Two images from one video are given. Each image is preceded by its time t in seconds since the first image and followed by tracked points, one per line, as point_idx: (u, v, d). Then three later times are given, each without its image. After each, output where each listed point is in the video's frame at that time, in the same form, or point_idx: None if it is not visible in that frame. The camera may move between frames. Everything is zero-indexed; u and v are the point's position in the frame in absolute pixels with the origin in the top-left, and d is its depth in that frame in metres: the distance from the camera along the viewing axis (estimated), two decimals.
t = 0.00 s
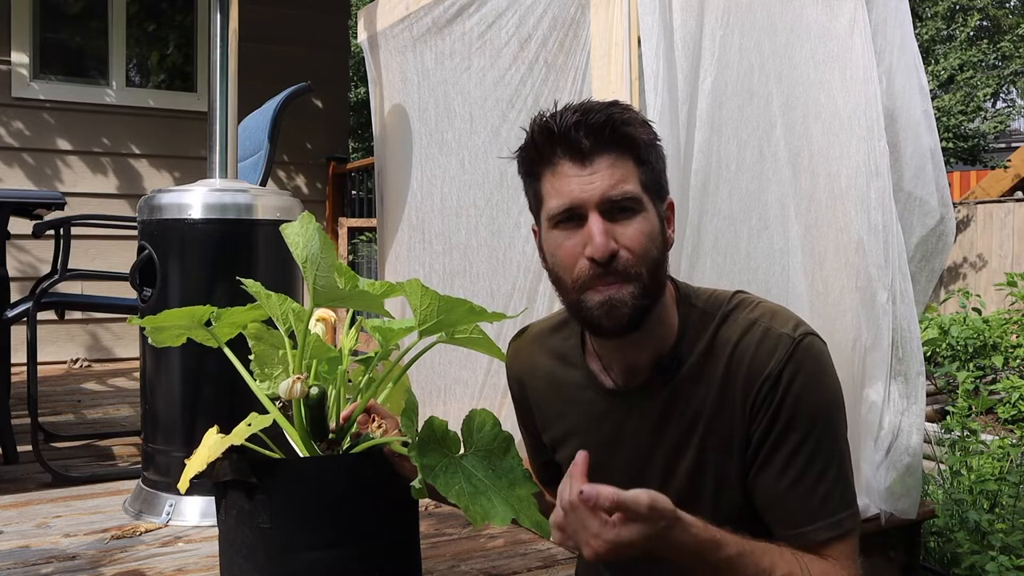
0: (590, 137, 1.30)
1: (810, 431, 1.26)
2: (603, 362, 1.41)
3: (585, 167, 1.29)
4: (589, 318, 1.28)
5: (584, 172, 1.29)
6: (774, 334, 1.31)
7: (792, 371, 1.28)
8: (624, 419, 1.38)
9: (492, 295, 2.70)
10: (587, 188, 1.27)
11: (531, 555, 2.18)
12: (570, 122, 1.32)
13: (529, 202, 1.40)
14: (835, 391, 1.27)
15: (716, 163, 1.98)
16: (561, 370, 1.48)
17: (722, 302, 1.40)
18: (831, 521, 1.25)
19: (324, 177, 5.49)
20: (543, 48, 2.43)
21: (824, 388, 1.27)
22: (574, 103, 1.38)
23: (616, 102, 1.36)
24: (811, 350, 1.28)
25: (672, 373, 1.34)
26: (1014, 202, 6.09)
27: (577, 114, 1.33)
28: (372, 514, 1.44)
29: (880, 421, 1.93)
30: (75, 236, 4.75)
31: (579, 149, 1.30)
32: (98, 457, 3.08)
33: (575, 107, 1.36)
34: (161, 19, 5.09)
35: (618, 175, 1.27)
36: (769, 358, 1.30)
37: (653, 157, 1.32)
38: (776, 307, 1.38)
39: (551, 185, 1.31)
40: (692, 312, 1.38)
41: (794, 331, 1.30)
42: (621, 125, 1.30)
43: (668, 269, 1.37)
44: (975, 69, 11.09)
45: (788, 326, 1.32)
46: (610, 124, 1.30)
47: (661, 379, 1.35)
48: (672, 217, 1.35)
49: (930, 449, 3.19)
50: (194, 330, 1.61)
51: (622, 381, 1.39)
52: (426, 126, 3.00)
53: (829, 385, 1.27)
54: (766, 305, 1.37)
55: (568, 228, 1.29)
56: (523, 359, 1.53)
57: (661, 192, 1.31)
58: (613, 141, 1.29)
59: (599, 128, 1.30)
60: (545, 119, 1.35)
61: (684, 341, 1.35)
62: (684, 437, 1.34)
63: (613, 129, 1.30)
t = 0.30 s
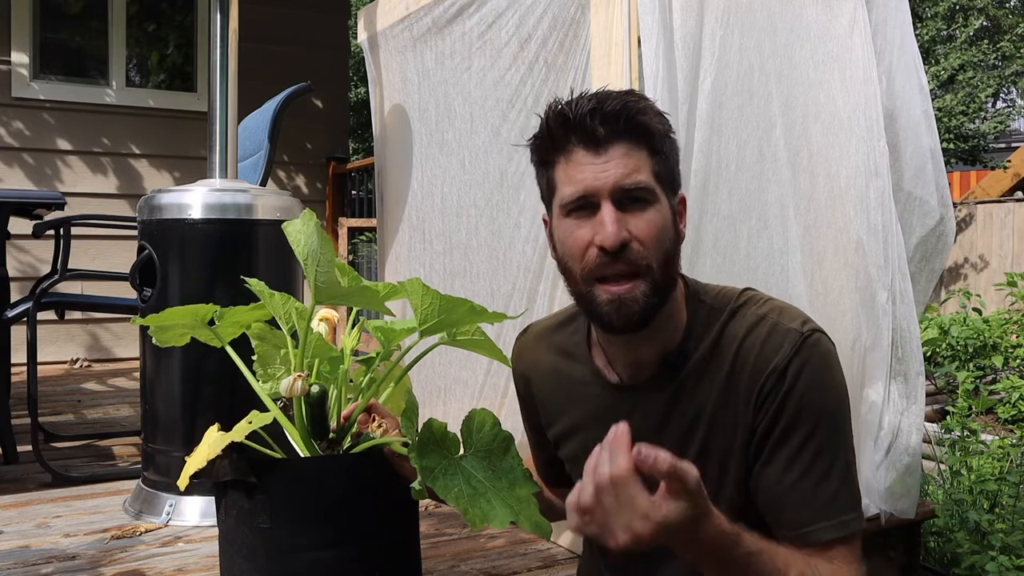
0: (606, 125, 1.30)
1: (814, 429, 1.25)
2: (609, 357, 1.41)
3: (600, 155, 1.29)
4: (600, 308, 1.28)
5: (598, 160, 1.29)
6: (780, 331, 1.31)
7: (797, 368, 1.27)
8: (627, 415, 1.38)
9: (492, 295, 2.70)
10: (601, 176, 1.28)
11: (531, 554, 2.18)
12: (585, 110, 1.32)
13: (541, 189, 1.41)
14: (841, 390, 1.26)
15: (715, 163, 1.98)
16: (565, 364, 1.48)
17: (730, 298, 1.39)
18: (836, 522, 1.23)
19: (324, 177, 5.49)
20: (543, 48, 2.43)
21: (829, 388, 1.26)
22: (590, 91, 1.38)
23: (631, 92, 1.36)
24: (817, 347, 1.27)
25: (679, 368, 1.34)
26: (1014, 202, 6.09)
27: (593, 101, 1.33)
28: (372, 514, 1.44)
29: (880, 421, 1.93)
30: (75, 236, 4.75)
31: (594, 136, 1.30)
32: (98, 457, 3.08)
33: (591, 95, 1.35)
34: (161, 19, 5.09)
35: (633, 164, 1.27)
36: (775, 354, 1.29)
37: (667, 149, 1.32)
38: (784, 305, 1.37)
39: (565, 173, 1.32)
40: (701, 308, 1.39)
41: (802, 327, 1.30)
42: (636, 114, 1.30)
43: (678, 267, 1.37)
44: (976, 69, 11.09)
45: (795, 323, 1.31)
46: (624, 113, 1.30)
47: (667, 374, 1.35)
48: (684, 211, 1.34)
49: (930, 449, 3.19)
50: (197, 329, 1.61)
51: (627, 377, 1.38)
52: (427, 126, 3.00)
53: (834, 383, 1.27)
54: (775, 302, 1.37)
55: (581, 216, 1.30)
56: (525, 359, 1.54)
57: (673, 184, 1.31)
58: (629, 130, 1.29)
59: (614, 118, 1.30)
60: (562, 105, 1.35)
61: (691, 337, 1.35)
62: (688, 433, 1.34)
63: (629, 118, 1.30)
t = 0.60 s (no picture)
0: (594, 144, 1.29)
1: (818, 442, 1.27)
2: (606, 368, 1.40)
3: (589, 175, 1.29)
4: (592, 325, 1.29)
5: (587, 180, 1.29)
6: (782, 341, 1.31)
7: (800, 380, 1.27)
8: (627, 422, 1.38)
9: (493, 296, 2.70)
10: (591, 197, 1.27)
11: (531, 554, 2.18)
12: (573, 128, 1.32)
13: (531, 203, 1.40)
14: (843, 402, 1.28)
15: (715, 162, 1.98)
16: (561, 372, 1.48)
17: (728, 306, 1.39)
18: (842, 532, 1.26)
19: (324, 177, 5.49)
20: (543, 48, 2.43)
21: (832, 399, 1.27)
22: (579, 105, 1.37)
23: (620, 105, 1.35)
24: (818, 359, 1.28)
25: (676, 378, 1.34)
26: (1014, 202, 6.09)
27: (581, 118, 1.32)
28: (372, 514, 1.44)
29: (879, 421, 1.93)
30: (75, 236, 4.75)
31: (583, 155, 1.29)
32: (98, 457, 3.08)
33: (579, 110, 1.35)
34: (161, 19, 5.09)
35: (623, 183, 1.27)
36: (777, 366, 1.29)
37: (659, 160, 1.31)
38: (782, 313, 1.37)
39: (555, 193, 1.31)
40: (697, 317, 1.39)
41: (802, 338, 1.30)
42: (625, 131, 1.30)
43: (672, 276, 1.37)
44: (976, 69, 11.09)
45: (796, 333, 1.31)
46: (613, 130, 1.30)
47: (664, 384, 1.35)
48: (677, 220, 1.34)
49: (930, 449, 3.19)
50: (196, 329, 1.61)
51: (625, 386, 1.38)
52: (427, 126, 3.00)
53: (837, 395, 1.28)
54: (773, 310, 1.37)
55: (570, 237, 1.29)
56: (525, 359, 1.54)
57: (665, 196, 1.31)
58: (617, 148, 1.29)
59: (602, 137, 1.29)
60: (548, 123, 1.35)
61: (688, 346, 1.35)
62: (689, 442, 1.34)
63: (617, 136, 1.29)
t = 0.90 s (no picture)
0: (588, 142, 1.29)
1: (817, 437, 1.26)
2: (604, 366, 1.40)
3: (583, 172, 1.29)
4: (589, 320, 1.28)
5: (581, 177, 1.29)
6: (779, 337, 1.30)
7: (798, 375, 1.27)
8: (626, 421, 1.38)
9: (493, 296, 2.70)
10: (585, 193, 1.27)
11: (531, 554, 2.18)
12: (567, 127, 1.32)
13: (528, 202, 1.40)
14: (841, 396, 1.27)
15: (716, 162, 1.97)
16: (560, 372, 1.48)
17: (724, 303, 1.39)
18: (844, 525, 1.25)
19: (324, 177, 5.49)
20: (543, 48, 2.44)
21: (830, 395, 1.26)
22: (573, 105, 1.37)
23: (612, 104, 1.35)
24: (815, 354, 1.28)
25: (674, 376, 1.34)
26: (1014, 202, 6.09)
27: (575, 117, 1.33)
28: (372, 515, 1.44)
29: (879, 421, 1.93)
30: (75, 236, 4.75)
31: (576, 153, 1.29)
32: (98, 457, 3.08)
33: (573, 109, 1.35)
34: (161, 19, 5.09)
35: (617, 179, 1.27)
36: (774, 362, 1.29)
37: (653, 158, 1.32)
38: (779, 309, 1.37)
39: (550, 191, 1.31)
40: (693, 314, 1.39)
41: (799, 334, 1.30)
42: (619, 128, 1.30)
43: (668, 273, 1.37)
44: (976, 69, 11.09)
45: (793, 328, 1.31)
46: (607, 128, 1.30)
47: (662, 383, 1.35)
48: (672, 217, 1.34)
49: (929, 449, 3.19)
50: (196, 329, 1.61)
51: (623, 384, 1.38)
52: (427, 126, 3.00)
53: (835, 390, 1.27)
54: (769, 307, 1.36)
55: (566, 233, 1.29)
56: (524, 359, 1.54)
57: (660, 194, 1.31)
58: (611, 145, 1.29)
59: (596, 134, 1.30)
60: (542, 122, 1.35)
61: (684, 344, 1.35)
62: (687, 440, 1.34)
63: (611, 133, 1.29)
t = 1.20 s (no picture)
0: (589, 136, 1.29)
1: (813, 429, 1.26)
2: (604, 364, 1.41)
3: (584, 166, 1.29)
4: (590, 316, 1.28)
5: (582, 170, 1.29)
6: (775, 330, 1.31)
7: (794, 367, 1.28)
8: (625, 417, 1.38)
9: (493, 296, 2.70)
10: (586, 186, 1.27)
11: (531, 554, 2.18)
12: (567, 121, 1.32)
13: (528, 199, 1.40)
14: (836, 389, 1.27)
15: (717, 162, 1.97)
16: (559, 370, 1.48)
17: (722, 299, 1.40)
18: (837, 517, 1.24)
19: (324, 177, 5.49)
20: (543, 48, 2.43)
21: (826, 387, 1.27)
22: (573, 101, 1.37)
23: (613, 100, 1.36)
24: (810, 346, 1.28)
25: (673, 370, 1.34)
26: (1014, 202, 6.09)
27: (576, 112, 1.33)
28: (372, 514, 1.44)
29: (880, 422, 1.93)
30: (75, 236, 4.75)
31: (578, 147, 1.29)
32: (99, 457, 3.08)
33: (573, 105, 1.35)
34: (162, 19, 5.09)
35: (617, 173, 1.27)
36: (770, 355, 1.30)
37: (652, 154, 1.32)
38: (776, 305, 1.38)
39: (550, 184, 1.31)
40: (692, 310, 1.39)
41: (795, 328, 1.30)
42: (619, 123, 1.30)
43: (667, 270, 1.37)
44: (976, 69, 11.09)
45: (789, 322, 1.32)
46: (607, 123, 1.30)
47: (661, 377, 1.35)
48: (671, 214, 1.34)
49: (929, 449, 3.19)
50: (195, 329, 1.61)
51: (623, 381, 1.39)
52: (427, 126, 3.00)
53: (830, 383, 1.28)
54: (767, 302, 1.37)
55: (567, 226, 1.29)
56: (523, 359, 1.54)
57: (660, 190, 1.31)
58: (611, 140, 1.29)
59: (597, 128, 1.30)
60: (544, 116, 1.35)
61: (683, 339, 1.35)
62: (686, 436, 1.34)
63: (612, 128, 1.30)
